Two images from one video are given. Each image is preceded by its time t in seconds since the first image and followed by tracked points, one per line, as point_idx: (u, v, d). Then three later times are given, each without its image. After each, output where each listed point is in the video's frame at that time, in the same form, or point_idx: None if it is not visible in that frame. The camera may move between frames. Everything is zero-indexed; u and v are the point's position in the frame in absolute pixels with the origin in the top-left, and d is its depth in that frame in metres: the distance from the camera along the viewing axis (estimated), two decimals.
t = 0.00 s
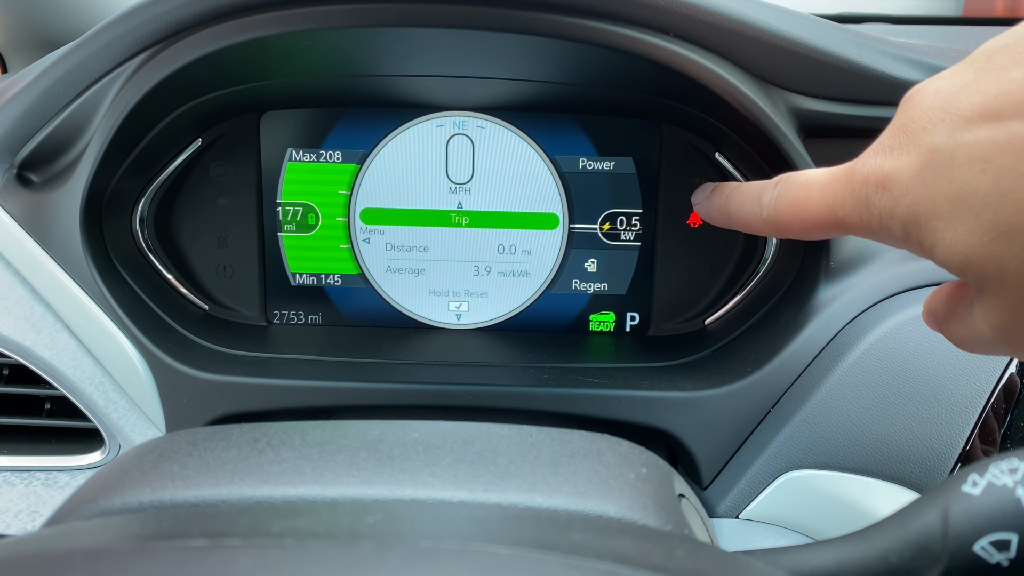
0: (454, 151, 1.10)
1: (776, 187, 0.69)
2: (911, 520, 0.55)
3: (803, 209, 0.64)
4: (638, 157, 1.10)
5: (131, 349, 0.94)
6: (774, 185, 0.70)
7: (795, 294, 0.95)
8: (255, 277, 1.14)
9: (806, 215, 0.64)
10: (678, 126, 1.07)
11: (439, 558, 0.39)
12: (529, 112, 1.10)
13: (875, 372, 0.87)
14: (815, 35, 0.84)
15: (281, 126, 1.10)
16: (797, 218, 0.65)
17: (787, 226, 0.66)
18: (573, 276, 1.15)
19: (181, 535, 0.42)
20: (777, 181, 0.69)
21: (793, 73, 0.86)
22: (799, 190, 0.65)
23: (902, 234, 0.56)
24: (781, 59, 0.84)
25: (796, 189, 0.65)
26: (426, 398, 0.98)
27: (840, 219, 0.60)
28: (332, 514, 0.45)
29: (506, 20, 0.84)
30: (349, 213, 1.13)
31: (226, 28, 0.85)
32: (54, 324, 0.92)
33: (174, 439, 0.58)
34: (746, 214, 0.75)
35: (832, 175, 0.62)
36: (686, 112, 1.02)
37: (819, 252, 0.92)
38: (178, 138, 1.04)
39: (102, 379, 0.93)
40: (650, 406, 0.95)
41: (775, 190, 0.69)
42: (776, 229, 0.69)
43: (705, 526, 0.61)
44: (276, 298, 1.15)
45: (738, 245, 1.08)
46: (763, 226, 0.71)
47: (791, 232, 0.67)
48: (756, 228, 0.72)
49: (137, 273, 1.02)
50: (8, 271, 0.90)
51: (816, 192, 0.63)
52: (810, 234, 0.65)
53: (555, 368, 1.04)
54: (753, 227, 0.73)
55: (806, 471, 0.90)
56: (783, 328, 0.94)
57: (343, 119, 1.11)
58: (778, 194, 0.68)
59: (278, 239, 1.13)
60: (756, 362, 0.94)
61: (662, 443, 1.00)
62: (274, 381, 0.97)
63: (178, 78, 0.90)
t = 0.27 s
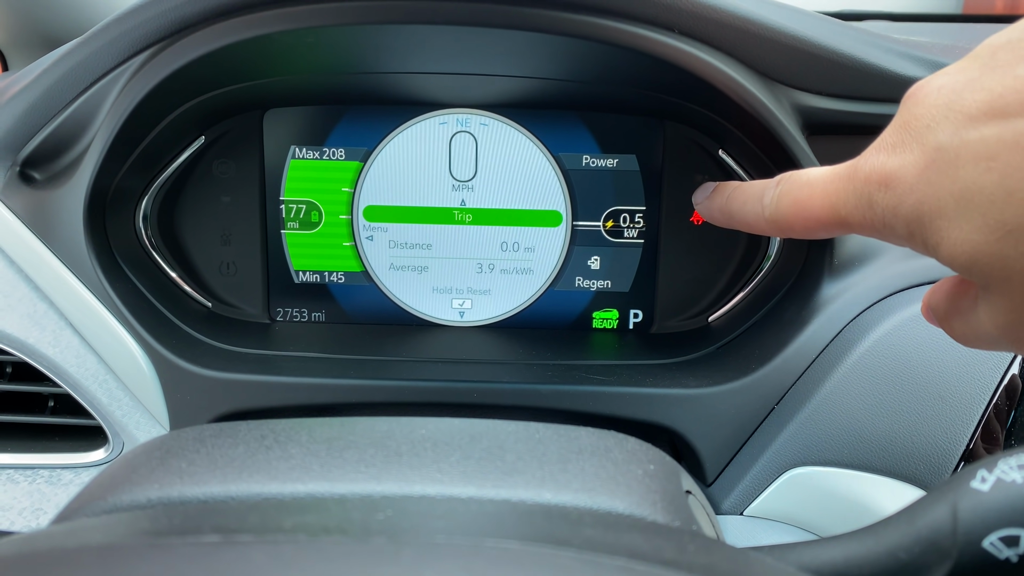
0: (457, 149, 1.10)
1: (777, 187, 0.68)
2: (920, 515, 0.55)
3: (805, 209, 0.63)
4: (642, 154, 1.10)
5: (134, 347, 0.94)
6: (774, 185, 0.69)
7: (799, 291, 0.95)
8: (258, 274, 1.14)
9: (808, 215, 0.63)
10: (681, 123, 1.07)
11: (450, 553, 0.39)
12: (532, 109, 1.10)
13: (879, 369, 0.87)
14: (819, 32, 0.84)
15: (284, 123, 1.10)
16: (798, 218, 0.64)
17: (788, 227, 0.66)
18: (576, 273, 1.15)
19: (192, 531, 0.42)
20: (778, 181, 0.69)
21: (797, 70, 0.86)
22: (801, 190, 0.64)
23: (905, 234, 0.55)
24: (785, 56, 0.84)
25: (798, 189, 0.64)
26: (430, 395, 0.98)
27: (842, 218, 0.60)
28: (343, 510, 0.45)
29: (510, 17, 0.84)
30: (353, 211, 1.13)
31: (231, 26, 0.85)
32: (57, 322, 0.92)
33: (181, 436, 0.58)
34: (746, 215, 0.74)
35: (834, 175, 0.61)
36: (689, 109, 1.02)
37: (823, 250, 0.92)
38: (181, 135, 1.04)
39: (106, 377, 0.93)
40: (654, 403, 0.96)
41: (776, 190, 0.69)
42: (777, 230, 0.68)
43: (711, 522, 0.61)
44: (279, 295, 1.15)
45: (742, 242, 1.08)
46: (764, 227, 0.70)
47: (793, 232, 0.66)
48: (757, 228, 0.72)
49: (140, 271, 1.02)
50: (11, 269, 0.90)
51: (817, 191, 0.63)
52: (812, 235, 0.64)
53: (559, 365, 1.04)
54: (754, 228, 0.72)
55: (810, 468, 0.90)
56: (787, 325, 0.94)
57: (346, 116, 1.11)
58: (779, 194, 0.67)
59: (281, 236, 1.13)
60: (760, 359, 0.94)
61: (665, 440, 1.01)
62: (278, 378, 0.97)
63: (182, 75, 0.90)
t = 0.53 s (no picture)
0: (456, 143, 1.10)
1: (782, 178, 0.69)
2: (919, 505, 0.55)
3: (811, 200, 0.64)
4: (641, 149, 1.10)
5: (134, 341, 0.94)
6: (780, 175, 0.70)
7: (798, 285, 0.95)
8: (258, 269, 1.14)
9: (813, 205, 0.64)
10: (681, 117, 1.07)
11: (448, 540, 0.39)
12: (531, 104, 1.10)
13: (879, 362, 0.87)
14: (818, 25, 0.84)
15: (284, 118, 1.10)
16: (804, 209, 0.65)
17: (794, 217, 0.66)
18: (576, 268, 1.15)
19: (191, 519, 0.42)
20: (783, 172, 0.69)
21: (796, 63, 0.85)
22: (807, 181, 0.64)
23: (910, 224, 0.56)
24: (784, 50, 0.84)
25: (804, 180, 0.65)
26: (429, 389, 0.98)
27: (848, 209, 0.60)
28: (341, 499, 0.45)
29: (509, 9, 0.84)
30: (352, 205, 1.13)
31: (229, 19, 0.85)
32: (56, 317, 0.91)
33: (180, 428, 0.58)
34: (753, 205, 0.74)
35: (840, 165, 0.61)
36: (689, 103, 1.02)
37: (822, 243, 0.92)
38: (181, 130, 1.03)
39: (105, 371, 0.93)
40: (654, 397, 0.96)
41: (781, 181, 0.69)
42: (783, 220, 0.69)
43: (710, 513, 0.61)
44: (279, 291, 1.15)
45: (742, 237, 1.08)
46: (770, 217, 0.71)
47: (799, 223, 0.67)
48: (763, 219, 0.72)
49: (139, 266, 1.02)
50: (10, 264, 0.90)
51: (823, 182, 0.63)
52: (818, 225, 0.65)
53: (558, 360, 1.04)
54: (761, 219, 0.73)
55: (810, 461, 0.91)
56: (787, 319, 0.94)
57: (345, 111, 1.10)
58: (785, 185, 0.67)
59: (281, 231, 1.13)
60: (760, 353, 0.94)
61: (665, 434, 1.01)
62: (277, 372, 0.97)
63: (180, 69, 0.90)
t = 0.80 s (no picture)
0: (456, 134, 1.09)
1: (783, 167, 0.68)
2: (923, 490, 0.55)
3: (812, 188, 0.64)
4: (642, 139, 1.10)
5: (132, 333, 0.93)
6: (781, 164, 0.69)
7: (800, 275, 0.95)
8: (257, 261, 1.13)
9: (814, 193, 0.63)
10: (682, 107, 1.06)
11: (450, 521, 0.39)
12: (531, 94, 1.09)
13: (882, 352, 0.86)
14: (821, 12, 0.83)
15: (282, 109, 1.09)
16: (805, 197, 0.65)
17: (795, 205, 0.66)
18: (576, 260, 1.14)
19: (188, 501, 0.42)
20: (784, 160, 0.69)
21: (798, 51, 0.85)
22: (808, 169, 0.64)
23: (911, 211, 0.55)
24: (786, 37, 0.83)
25: (805, 168, 0.65)
26: (429, 380, 0.98)
27: (848, 197, 0.60)
28: (340, 482, 0.44)
29: None
30: (352, 197, 1.12)
31: (228, 7, 0.84)
32: (54, 309, 0.91)
33: (177, 415, 0.58)
34: (754, 194, 0.74)
35: (841, 152, 0.61)
36: (690, 92, 1.01)
37: (824, 233, 0.92)
38: (179, 121, 1.03)
39: (103, 363, 0.93)
40: (655, 387, 0.95)
41: (783, 169, 0.69)
42: (784, 209, 0.69)
43: (712, 501, 0.60)
44: (278, 283, 1.15)
45: (743, 228, 1.07)
46: (771, 206, 0.71)
47: (800, 211, 0.66)
48: (764, 208, 0.72)
49: (138, 257, 1.01)
50: (8, 256, 0.89)
51: (824, 169, 0.63)
52: (819, 213, 0.64)
53: (559, 351, 1.03)
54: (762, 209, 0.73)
55: (812, 451, 0.90)
56: (789, 309, 0.93)
57: (344, 102, 1.10)
58: (786, 174, 0.67)
59: (280, 223, 1.12)
60: (761, 343, 0.93)
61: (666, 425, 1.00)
62: (276, 364, 0.97)
63: (178, 59, 0.90)
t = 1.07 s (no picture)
0: (456, 133, 1.09)
1: (779, 140, 0.67)
2: (924, 487, 0.55)
3: (807, 165, 0.63)
4: (642, 137, 1.09)
5: (133, 332, 0.93)
6: (775, 136, 0.68)
7: (801, 273, 0.95)
8: (257, 260, 1.13)
9: (809, 172, 0.63)
10: (682, 105, 1.06)
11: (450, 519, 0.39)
12: (531, 92, 1.09)
13: (883, 350, 0.86)
14: (821, 9, 0.83)
15: (282, 107, 1.09)
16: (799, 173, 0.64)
17: (788, 179, 0.65)
18: (577, 258, 1.14)
19: (188, 500, 0.42)
20: (779, 133, 0.68)
21: (799, 48, 0.84)
22: (803, 146, 0.63)
23: (904, 198, 0.55)
24: (786, 35, 0.83)
25: (800, 146, 0.63)
26: (429, 378, 0.98)
27: (842, 178, 0.59)
28: (340, 481, 0.44)
29: None
30: (352, 195, 1.12)
31: (227, 5, 0.84)
32: (54, 308, 0.91)
33: (178, 414, 0.58)
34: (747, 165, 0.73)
35: (837, 133, 0.60)
36: (690, 90, 1.01)
37: (825, 231, 0.92)
38: (179, 119, 1.03)
39: (104, 362, 0.93)
40: (656, 386, 0.95)
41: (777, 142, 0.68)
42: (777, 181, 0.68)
43: (712, 499, 0.60)
44: (279, 281, 1.15)
45: (744, 225, 1.07)
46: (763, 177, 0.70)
47: (792, 186, 0.66)
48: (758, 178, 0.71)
49: (138, 256, 1.01)
50: (8, 255, 0.89)
51: (819, 149, 0.62)
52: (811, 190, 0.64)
53: (559, 350, 1.03)
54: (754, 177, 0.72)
55: (813, 450, 0.90)
56: (789, 307, 0.93)
57: (344, 100, 1.10)
58: (781, 148, 0.66)
59: (280, 222, 1.12)
60: (762, 341, 0.93)
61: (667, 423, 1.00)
62: (277, 362, 0.97)
63: (178, 57, 0.90)
